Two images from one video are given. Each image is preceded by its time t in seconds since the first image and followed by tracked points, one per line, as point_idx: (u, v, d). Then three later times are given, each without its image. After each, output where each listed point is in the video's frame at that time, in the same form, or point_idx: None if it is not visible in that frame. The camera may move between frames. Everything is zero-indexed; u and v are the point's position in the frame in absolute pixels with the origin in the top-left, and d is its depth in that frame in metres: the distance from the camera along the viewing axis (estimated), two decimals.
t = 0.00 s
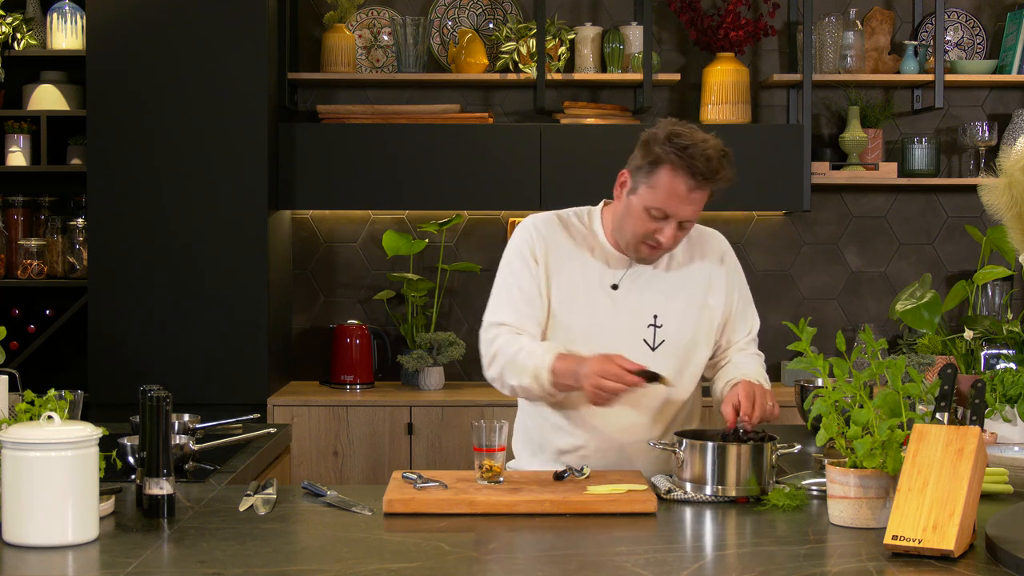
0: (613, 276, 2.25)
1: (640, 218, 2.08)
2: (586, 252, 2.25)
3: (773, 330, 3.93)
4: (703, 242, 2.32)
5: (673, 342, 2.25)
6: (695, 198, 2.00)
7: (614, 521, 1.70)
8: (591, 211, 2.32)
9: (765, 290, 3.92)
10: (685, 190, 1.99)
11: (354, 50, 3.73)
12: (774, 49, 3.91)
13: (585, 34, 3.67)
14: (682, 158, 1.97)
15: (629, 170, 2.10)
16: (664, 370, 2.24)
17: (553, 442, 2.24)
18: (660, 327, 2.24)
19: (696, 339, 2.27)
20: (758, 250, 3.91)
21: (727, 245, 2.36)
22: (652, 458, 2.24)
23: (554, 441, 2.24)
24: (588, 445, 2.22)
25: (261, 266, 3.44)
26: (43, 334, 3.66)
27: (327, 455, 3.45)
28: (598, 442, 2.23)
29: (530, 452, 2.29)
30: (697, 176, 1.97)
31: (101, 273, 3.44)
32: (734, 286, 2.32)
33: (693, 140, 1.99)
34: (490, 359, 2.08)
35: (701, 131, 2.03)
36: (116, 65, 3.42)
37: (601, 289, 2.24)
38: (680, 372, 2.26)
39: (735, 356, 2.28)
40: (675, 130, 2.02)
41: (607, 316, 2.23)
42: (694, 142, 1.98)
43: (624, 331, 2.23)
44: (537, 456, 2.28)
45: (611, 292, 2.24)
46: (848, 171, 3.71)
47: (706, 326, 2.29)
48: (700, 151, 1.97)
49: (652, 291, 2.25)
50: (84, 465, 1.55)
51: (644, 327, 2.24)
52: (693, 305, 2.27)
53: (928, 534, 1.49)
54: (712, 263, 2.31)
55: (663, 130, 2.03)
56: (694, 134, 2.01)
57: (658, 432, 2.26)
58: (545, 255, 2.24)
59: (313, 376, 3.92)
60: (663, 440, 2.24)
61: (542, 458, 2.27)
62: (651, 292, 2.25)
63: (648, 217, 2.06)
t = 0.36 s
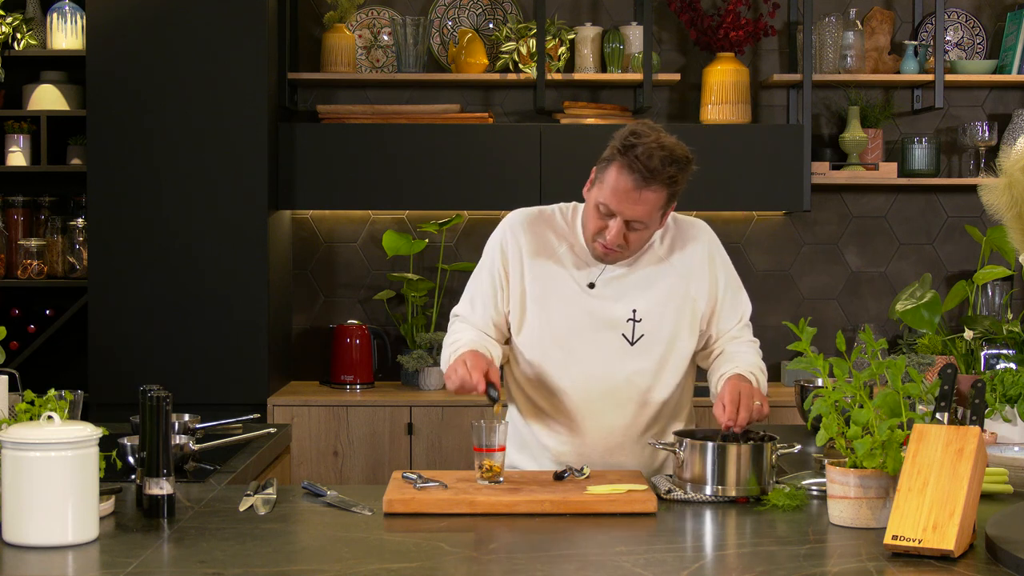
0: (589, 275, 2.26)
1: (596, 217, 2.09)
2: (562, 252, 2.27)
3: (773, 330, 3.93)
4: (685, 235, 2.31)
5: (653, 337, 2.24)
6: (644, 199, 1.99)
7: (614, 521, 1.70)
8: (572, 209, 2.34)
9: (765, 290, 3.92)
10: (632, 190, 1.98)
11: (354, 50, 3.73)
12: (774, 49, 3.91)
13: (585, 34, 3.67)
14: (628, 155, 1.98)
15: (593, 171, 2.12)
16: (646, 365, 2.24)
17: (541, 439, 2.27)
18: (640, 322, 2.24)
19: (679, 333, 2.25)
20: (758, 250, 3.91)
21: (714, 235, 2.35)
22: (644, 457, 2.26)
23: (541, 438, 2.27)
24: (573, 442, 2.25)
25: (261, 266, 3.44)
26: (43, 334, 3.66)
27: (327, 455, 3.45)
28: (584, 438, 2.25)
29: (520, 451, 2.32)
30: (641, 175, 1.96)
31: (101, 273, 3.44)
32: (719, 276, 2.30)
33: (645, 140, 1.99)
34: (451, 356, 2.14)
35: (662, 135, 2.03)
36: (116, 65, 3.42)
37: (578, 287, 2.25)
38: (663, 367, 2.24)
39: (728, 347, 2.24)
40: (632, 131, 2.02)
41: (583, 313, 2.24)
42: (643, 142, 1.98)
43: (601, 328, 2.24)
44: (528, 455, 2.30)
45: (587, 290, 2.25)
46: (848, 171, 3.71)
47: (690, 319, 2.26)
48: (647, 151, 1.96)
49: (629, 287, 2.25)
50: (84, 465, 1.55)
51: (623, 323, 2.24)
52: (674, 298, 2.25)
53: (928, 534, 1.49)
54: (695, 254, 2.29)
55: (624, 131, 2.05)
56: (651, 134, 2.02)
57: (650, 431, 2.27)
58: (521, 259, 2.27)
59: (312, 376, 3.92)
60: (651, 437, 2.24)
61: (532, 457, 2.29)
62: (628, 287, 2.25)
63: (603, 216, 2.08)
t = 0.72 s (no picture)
0: (588, 275, 2.27)
1: (605, 223, 2.09)
2: (561, 253, 2.28)
3: (773, 330, 3.93)
4: (683, 234, 2.32)
5: (653, 335, 2.24)
6: (652, 194, 1.99)
7: (614, 521, 1.70)
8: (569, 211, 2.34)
9: (765, 290, 3.92)
10: (639, 189, 1.98)
11: (354, 50, 3.73)
12: (774, 49, 3.91)
13: (585, 34, 3.67)
14: (627, 157, 1.96)
15: (588, 177, 2.12)
16: (648, 364, 2.24)
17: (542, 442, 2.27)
18: (640, 320, 2.24)
19: (679, 331, 2.25)
20: (758, 250, 3.91)
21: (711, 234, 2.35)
22: (645, 456, 2.25)
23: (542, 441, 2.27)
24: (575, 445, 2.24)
25: (261, 266, 3.44)
26: (43, 334, 3.66)
27: (327, 455, 3.45)
28: (585, 441, 2.24)
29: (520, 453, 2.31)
30: (644, 172, 1.96)
31: (101, 273, 3.44)
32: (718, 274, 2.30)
33: (637, 138, 1.98)
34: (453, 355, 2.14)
35: (647, 125, 2.02)
36: (116, 65, 3.42)
37: (576, 287, 2.26)
38: (665, 365, 2.24)
39: (729, 345, 2.24)
40: (620, 129, 2.01)
41: (582, 313, 2.25)
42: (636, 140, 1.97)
43: (601, 327, 2.24)
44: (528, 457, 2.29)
45: (586, 289, 2.26)
46: (848, 171, 3.71)
47: (690, 316, 2.26)
48: (644, 149, 1.95)
49: (629, 285, 2.25)
50: (84, 465, 1.55)
51: (622, 321, 2.24)
52: (673, 296, 2.25)
53: (928, 534, 1.49)
54: (693, 252, 2.30)
55: (609, 133, 2.03)
56: (638, 129, 2.01)
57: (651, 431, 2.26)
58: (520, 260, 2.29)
59: (313, 376, 3.92)
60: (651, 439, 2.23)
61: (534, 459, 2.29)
62: (627, 285, 2.25)
63: (610, 221, 2.07)
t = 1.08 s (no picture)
0: (610, 279, 2.26)
1: (626, 231, 2.10)
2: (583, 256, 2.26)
3: (773, 330, 3.93)
4: (697, 241, 2.33)
5: (672, 341, 2.26)
6: (671, 195, 2.01)
7: (614, 521, 1.70)
8: (582, 214, 2.32)
9: (765, 290, 3.92)
10: (659, 192, 2.00)
11: (354, 50, 3.73)
12: (774, 49, 3.91)
13: (585, 34, 3.67)
14: (644, 161, 1.98)
15: (602, 186, 2.13)
16: (663, 369, 2.26)
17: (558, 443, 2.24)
18: (658, 326, 2.25)
19: (695, 337, 2.28)
20: (758, 249, 3.91)
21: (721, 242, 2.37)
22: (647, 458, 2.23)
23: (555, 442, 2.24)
24: (593, 446, 2.22)
25: (261, 266, 3.44)
26: (43, 334, 3.66)
27: (327, 455, 3.45)
28: (604, 442, 2.21)
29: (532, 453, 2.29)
30: (663, 175, 1.98)
31: (101, 273, 3.44)
32: (731, 282, 2.32)
33: (650, 142, 2.00)
34: (516, 368, 2.08)
35: (655, 128, 2.05)
36: (116, 65, 3.43)
37: (599, 293, 2.25)
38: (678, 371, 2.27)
39: (740, 353, 2.26)
40: (630, 135, 2.03)
41: (606, 320, 2.24)
42: (648, 143, 1.99)
43: (624, 333, 2.25)
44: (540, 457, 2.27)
45: (609, 295, 2.25)
46: (848, 171, 3.71)
47: (705, 323, 2.29)
48: (659, 151, 1.98)
49: (648, 292, 2.26)
50: (84, 465, 1.55)
51: (644, 328, 2.25)
52: (689, 303, 2.27)
53: (928, 534, 1.49)
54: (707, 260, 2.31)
55: (620, 138, 2.05)
56: (648, 132, 2.03)
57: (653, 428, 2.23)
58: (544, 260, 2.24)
59: (313, 376, 3.92)
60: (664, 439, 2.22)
61: (546, 460, 2.26)
62: (648, 291, 2.26)
63: (632, 228, 2.08)
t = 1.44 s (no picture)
0: (624, 280, 2.26)
1: (645, 230, 2.10)
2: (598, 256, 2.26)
3: (772, 330, 3.93)
4: (707, 244, 2.34)
5: (683, 344, 2.26)
6: (692, 195, 2.02)
7: (614, 521, 1.70)
8: (596, 214, 2.32)
9: (765, 290, 3.92)
10: (681, 192, 2.00)
11: (354, 50, 3.73)
12: (774, 49, 3.91)
13: (585, 34, 3.67)
14: (666, 161, 1.98)
15: (620, 185, 2.13)
16: (673, 371, 2.26)
17: (564, 443, 2.24)
18: (670, 329, 2.25)
19: (705, 340, 2.28)
20: (758, 250, 3.90)
21: (731, 247, 2.38)
22: (651, 459, 2.23)
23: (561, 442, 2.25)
24: (599, 447, 2.22)
25: (261, 266, 3.43)
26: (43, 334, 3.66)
27: (327, 455, 3.45)
28: (610, 444, 2.22)
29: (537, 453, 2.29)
30: (685, 175, 1.98)
31: (101, 273, 3.44)
32: (741, 286, 2.33)
33: (671, 141, 2.00)
34: (535, 365, 2.08)
35: (675, 129, 2.05)
36: (116, 65, 3.42)
37: (612, 293, 2.25)
38: (688, 374, 2.27)
39: (747, 357, 2.26)
40: (650, 134, 2.03)
41: (619, 320, 2.24)
42: (671, 143, 2.00)
43: (636, 335, 2.24)
44: (546, 458, 2.27)
45: (623, 295, 2.25)
46: (848, 171, 3.71)
47: (715, 326, 2.29)
48: (681, 151, 1.98)
49: (660, 294, 2.26)
50: (84, 465, 1.55)
51: (655, 330, 2.25)
52: (700, 307, 2.28)
53: (928, 534, 1.49)
54: (718, 266, 2.32)
55: (641, 137, 2.05)
56: (670, 132, 2.03)
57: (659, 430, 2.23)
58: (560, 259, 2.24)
59: (313, 376, 3.92)
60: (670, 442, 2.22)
61: (552, 460, 2.26)
62: (660, 293, 2.26)
63: (650, 227, 2.08)
